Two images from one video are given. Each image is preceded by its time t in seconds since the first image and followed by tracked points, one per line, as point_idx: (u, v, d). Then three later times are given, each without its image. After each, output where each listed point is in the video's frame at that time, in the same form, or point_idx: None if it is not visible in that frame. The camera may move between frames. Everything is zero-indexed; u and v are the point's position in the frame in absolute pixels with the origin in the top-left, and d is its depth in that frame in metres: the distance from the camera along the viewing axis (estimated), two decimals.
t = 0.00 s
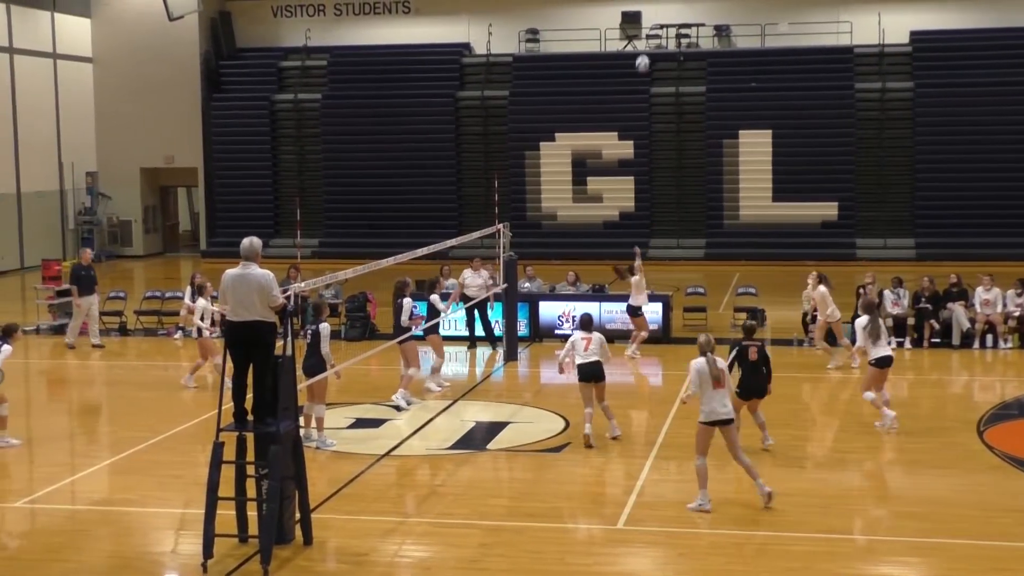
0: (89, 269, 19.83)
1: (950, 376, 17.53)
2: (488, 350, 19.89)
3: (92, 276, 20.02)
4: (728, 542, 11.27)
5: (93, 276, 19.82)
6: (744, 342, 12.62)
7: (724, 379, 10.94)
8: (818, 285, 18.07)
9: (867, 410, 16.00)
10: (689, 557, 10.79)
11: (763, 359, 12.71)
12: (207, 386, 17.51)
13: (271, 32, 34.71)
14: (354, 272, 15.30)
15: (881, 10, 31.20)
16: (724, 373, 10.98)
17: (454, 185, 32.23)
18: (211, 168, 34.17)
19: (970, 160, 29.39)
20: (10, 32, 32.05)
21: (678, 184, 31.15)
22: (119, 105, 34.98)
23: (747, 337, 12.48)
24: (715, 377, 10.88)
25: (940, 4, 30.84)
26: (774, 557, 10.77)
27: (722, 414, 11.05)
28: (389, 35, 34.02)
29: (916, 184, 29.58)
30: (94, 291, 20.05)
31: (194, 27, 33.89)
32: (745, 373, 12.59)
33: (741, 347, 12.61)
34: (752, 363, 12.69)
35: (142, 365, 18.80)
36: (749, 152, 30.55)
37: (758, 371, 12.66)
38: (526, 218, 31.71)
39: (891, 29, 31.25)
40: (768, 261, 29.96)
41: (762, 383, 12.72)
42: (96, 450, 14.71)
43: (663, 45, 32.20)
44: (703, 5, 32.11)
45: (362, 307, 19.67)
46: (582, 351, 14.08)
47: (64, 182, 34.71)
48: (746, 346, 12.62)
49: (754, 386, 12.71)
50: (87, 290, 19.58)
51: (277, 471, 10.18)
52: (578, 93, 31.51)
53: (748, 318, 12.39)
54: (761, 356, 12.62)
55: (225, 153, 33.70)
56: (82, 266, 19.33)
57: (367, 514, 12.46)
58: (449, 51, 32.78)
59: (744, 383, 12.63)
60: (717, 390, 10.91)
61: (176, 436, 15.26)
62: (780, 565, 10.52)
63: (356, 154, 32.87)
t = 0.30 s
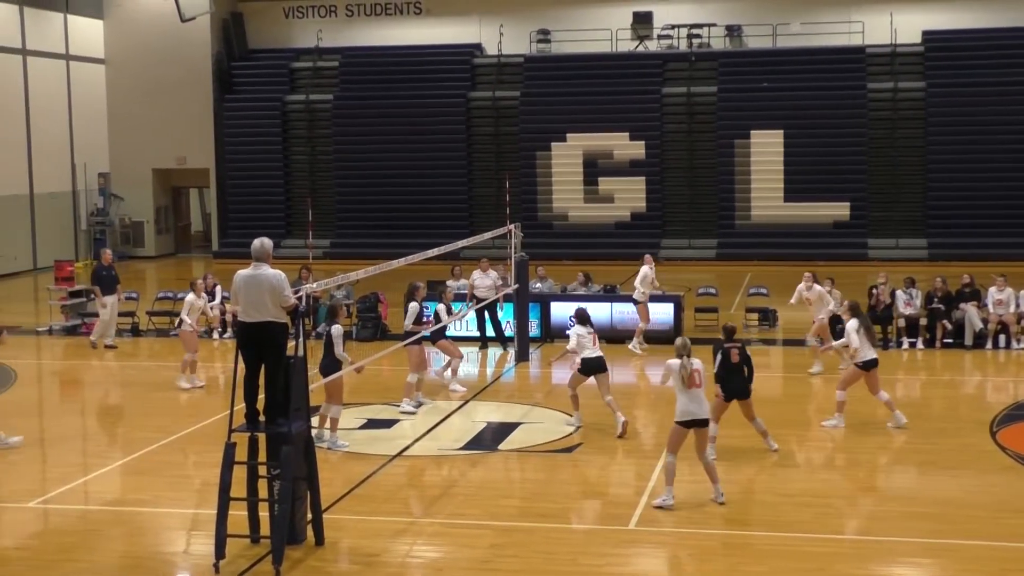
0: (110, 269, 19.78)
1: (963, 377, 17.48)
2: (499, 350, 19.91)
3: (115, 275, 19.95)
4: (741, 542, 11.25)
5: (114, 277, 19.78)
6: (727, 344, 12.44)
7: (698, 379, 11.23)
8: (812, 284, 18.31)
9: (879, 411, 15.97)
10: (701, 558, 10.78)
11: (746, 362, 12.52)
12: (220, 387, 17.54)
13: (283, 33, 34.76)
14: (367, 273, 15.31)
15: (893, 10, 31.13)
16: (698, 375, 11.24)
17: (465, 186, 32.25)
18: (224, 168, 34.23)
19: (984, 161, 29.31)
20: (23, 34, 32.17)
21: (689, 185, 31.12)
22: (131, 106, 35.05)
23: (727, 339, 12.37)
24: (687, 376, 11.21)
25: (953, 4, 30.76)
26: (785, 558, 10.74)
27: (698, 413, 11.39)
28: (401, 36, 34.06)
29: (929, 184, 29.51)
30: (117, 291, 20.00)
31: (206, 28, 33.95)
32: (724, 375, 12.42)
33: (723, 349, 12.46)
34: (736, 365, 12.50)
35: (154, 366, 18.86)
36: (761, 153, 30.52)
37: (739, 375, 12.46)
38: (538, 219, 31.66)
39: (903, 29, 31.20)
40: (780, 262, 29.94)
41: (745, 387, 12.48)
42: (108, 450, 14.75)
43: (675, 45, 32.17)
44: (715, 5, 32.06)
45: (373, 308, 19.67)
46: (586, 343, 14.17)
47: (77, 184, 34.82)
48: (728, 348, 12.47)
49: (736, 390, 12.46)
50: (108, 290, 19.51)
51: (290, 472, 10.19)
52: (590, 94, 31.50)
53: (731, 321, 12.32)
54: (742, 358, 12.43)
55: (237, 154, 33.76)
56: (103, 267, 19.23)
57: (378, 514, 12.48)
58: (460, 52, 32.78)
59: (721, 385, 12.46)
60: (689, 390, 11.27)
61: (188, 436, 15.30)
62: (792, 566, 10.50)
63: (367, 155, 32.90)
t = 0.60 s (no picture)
0: (125, 271, 20.06)
1: (972, 378, 17.45)
2: (508, 351, 19.92)
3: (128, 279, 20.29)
4: (750, 544, 11.23)
5: (128, 278, 20.03)
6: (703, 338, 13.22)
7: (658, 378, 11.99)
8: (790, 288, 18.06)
9: (887, 413, 15.95)
10: (709, 559, 10.77)
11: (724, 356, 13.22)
12: (228, 388, 17.57)
13: (292, 34, 34.81)
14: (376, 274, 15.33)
15: (902, 11, 31.10)
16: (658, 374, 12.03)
17: (473, 186, 32.26)
18: (232, 169, 34.27)
19: (994, 162, 29.25)
20: (33, 35, 32.25)
21: (697, 186, 31.10)
22: (139, 107, 35.10)
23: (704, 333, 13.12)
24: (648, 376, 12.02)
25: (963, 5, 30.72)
26: (794, 559, 10.72)
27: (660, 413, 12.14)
28: (409, 37, 34.10)
29: (938, 185, 29.46)
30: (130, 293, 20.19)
31: (215, 29, 34.01)
32: (704, 368, 13.20)
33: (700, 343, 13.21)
34: (714, 360, 13.22)
35: (163, 367, 18.89)
36: (770, 154, 30.51)
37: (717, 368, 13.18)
38: (546, 220, 31.69)
39: (912, 29, 31.17)
40: (788, 264, 29.92)
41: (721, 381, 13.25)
42: (118, 450, 14.78)
43: (683, 46, 32.14)
44: (723, 5, 32.05)
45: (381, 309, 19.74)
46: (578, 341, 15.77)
47: (85, 184, 34.88)
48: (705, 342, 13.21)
49: (714, 382, 13.25)
50: (122, 291, 19.74)
51: (298, 472, 10.17)
52: (598, 95, 31.51)
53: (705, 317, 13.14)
54: (720, 353, 13.13)
55: (246, 155, 33.81)
56: (117, 267, 19.53)
57: (386, 515, 12.48)
58: (468, 53, 32.80)
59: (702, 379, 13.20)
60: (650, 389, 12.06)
61: (197, 437, 15.32)
62: (801, 568, 10.48)
63: (375, 156, 32.94)
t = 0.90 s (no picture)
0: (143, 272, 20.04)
1: (983, 379, 17.40)
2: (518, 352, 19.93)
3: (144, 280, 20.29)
4: (760, 545, 11.21)
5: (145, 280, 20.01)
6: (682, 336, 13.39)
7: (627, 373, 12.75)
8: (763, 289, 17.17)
9: (898, 414, 15.91)
10: (719, 560, 10.75)
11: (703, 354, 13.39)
12: (239, 388, 17.60)
13: (302, 34, 34.83)
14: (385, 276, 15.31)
15: (913, 11, 31.03)
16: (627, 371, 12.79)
17: (483, 187, 32.29)
18: (242, 170, 34.32)
19: (1005, 163, 29.20)
20: (44, 36, 32.32)
21: (708, 188, 31.06)
22: (150, 108, 35.15)
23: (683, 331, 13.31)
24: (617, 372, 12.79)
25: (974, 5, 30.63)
26: (804, 560, 10.70)
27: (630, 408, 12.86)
28: (419, 38, 34.11)
29: (949, 186, 29.41)
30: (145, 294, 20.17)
31: (225, 30, 34.05)
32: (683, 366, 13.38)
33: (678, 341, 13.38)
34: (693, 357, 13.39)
35: (173, 367, 18.92)
36: (780, 155, 30.49)
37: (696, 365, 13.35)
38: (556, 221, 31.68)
39: (923, 30, 31.10)
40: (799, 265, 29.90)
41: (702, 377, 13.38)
42: (129, 450, 14.80)
43: (693, 47, 32.09)
44: (733, 6, 32.00)
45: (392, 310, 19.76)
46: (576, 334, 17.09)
47: (96, 185, 34.95)
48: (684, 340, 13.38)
49: (694, 380, 13.37)
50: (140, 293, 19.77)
51: (308, 473, 10.18)
52: (608, 95, 31.50)
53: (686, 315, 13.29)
54: (698, 351, 13.31)
55: (256, 156, 33.86)
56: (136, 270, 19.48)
57: (396, 516, 12.47)
58: (478, 54, 32.79)
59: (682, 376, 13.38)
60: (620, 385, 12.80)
61: (207, 437, 15.34)
62: (810, 569, 10.46)
63: (384, 157, 32.97)
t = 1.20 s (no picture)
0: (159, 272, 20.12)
1: (994, 380, 17.36)
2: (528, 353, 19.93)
3: (161, 280, 20.37)
4: (770, 547, 11.19)
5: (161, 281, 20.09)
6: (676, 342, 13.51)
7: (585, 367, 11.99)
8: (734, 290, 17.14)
9: (909, 415, 15.86)
10: (729, 562, 10.74)
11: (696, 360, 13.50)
12: (250, 389, 17.62)
13: (313, 35, 34.86)
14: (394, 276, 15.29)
15: (924, 12, 30.98)
16: (583, 364, 12.02)
17: (493, 188, 32.33)
18: (253, 171, 34.38)
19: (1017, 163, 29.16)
20: (56, 37, 32.40)
21: (718, 189, 31.03)
22: (161, 109, 35.21)
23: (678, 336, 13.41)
24: (573, 365, 11.99)
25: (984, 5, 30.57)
26: (815, 562, 10.69)
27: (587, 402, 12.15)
28: (430, 39, 34.14)
29: (959, 187, 29.37)
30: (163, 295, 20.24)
31: (236, 31, 34.10)
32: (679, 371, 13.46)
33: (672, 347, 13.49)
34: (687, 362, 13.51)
35: (184, 368, 18.94)
36: (791, 156, 30.48)
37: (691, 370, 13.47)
38: (566, 222, 31.69)
39: (934, 30, 31.05)
40: (809, 266, 29.92)
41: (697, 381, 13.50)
42: (139, 451, 14.83)
43: (704, 47, 32.07)
44: (744, 6, 31.96)
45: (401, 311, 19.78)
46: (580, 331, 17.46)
47: (108, 186, 35.02)
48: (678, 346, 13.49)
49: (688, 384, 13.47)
50: (156, 294, 19.85)
51: (319, 473, 10.18)
52: (618, 96, 31.50)
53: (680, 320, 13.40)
54: (692, 356, 13.43)
55: (267, 157, 33.91)
56: (152, 269, 19.59)
57: (406, 517, 12.48)
58: (489, 55, 32.76)
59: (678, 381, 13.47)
60: (576, 379, 12.03)
61: (217, 438, 15.36)
62: (821, 571, 10.44)
63: (395, 158, 33.01)
